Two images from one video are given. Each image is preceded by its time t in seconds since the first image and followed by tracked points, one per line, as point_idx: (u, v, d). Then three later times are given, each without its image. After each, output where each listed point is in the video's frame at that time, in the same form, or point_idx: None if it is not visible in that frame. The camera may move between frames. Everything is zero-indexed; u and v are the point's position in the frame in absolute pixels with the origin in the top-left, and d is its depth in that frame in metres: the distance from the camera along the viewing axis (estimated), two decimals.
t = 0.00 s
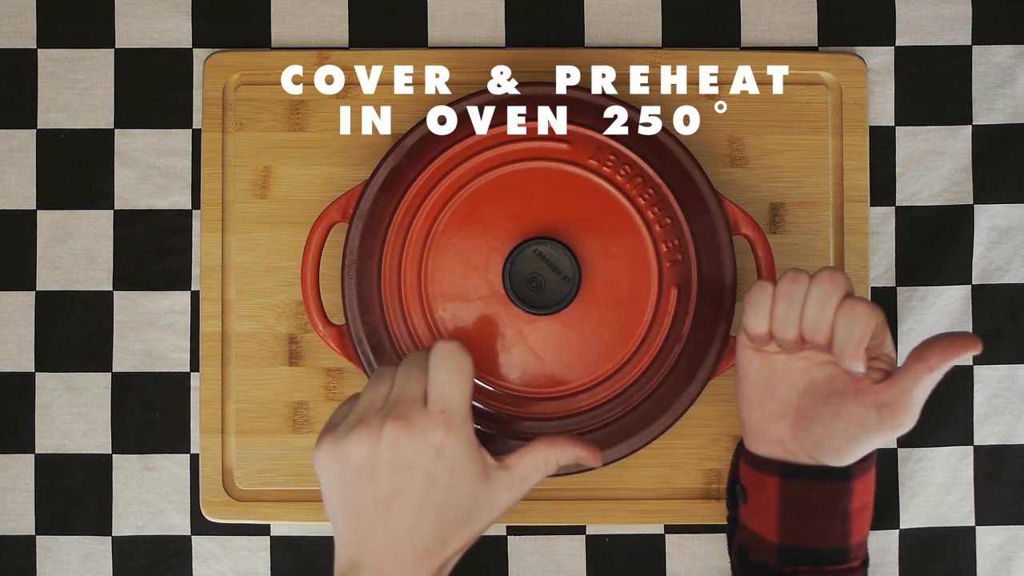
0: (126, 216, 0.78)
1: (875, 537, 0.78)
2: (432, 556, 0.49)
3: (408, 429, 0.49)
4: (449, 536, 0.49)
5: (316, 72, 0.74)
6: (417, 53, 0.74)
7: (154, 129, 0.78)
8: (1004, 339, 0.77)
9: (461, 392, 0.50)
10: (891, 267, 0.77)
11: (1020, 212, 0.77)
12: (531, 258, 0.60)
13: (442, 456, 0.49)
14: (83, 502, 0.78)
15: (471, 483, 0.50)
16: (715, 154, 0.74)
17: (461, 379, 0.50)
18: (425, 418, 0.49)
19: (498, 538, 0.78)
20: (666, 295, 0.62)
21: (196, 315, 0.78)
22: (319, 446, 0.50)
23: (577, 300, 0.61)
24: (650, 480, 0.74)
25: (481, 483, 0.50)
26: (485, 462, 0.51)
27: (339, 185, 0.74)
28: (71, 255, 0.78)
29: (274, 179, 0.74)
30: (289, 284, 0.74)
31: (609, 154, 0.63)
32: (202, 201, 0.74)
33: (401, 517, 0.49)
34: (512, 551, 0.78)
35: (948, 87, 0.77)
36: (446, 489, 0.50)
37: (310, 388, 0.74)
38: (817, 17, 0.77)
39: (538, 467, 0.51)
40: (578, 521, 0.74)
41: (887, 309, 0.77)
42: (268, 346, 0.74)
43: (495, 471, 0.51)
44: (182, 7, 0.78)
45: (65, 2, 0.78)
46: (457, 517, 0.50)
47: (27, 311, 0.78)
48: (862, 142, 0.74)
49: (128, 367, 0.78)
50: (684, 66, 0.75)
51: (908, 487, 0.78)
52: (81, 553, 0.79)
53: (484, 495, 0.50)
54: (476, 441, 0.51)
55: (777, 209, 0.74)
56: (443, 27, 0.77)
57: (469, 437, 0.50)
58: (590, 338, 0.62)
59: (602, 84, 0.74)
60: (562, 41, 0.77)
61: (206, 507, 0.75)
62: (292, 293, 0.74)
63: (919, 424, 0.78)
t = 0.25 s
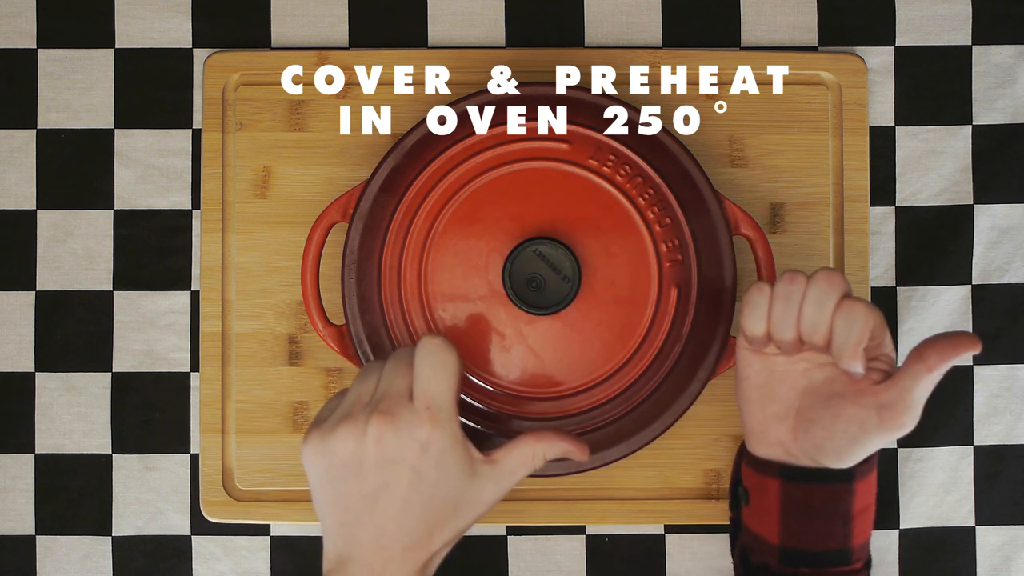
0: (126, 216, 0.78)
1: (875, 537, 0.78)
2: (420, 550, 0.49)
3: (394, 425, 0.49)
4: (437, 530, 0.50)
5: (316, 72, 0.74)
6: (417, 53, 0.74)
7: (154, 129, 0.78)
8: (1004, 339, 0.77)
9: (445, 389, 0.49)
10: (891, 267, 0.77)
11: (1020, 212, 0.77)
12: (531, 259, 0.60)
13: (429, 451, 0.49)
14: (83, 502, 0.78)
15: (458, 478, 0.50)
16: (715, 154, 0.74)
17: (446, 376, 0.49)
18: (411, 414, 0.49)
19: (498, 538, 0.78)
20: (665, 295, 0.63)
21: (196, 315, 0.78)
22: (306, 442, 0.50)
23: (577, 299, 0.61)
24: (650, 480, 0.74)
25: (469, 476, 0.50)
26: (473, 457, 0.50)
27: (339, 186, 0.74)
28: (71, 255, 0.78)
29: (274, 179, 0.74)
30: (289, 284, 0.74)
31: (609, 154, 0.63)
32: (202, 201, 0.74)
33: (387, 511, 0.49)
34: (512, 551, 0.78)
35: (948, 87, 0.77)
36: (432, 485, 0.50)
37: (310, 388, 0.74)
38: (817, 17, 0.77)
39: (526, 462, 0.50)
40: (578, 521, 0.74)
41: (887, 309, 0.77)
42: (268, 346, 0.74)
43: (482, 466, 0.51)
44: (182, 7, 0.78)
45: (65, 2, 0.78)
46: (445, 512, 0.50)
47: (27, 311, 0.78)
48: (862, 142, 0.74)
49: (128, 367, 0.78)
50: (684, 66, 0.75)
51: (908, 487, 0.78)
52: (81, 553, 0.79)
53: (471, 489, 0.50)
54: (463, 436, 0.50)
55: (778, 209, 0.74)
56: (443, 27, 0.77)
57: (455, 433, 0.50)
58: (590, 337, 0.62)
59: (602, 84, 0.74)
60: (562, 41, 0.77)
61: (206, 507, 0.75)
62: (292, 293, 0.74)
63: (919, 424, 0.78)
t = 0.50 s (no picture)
0: (126, 215, 0.78)
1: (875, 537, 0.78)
2: (410, 552, 0.49)
3: (381, 429, 0.49)
4: (427, 532, 0.50)
5: (316, 72, 0.74)
6: (417, 53, 0.74)
7: (154, 129, 0.78)
8: (1004, 339, 0.77)
9: (432, 391, 0.49)
10: (891, 267, 0.77)
11: (1020, 212, 0.77)
12: (532, 260, 0.60)
13: (417, 455, 0.49)
14: (83, 502, 0.78)
15: (446, 481, 0.50)
16: (715, 154, 0.74)
17: (433, 378, 0.49)
18: (399, 417, 0.49)
19: (498, 538, 0.78)
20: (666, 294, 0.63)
21: (196, 315, 0.78)
22: (295, 445, 0.50)
23: (577, 299, 0.61)
24: (650, 480, 0.74)
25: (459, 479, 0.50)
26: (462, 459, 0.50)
27: (339, 186, 0.74)
28: (71, 255, 0.78)
29: (274, 179, 0.74)
30: (289, 284, 0.74)
31: (609, 154, 0.63)
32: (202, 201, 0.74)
33: (376, 514, 0.49)
34: (512, 551, 0.78)
35: (948, 87, 0.77)
36: (421, 488, 0.50)
37: (310, 388, 0.74)
38: (817, 17, 0.77)
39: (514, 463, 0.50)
40: (578, 521, 0.74)
41: (887, 309, 0.77)
42: (268, 346, 0.74)
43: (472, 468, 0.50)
44: (182, 7, 0.78)
45: (65, 2, 0.78)
46: (433, 514, 0.50)
47: (27, 311, 0.78)
48: (862, 142, 0.74)
49: (127, 367, 0.78)
50: (684, 66, 0.75)
51: (908, 487, 0.78)
52: (81, 553, 0.79)
53: (460, 492, 0.50)
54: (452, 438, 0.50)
55: (778, 209, 0.74)
56: (443, 27, 0.77)
57: (443, 435, 0.50)
58: (590, 338, 0.62)
59: (602, 84, 0.74)
60: (562, 41, 0.77)
61: (206, 507, 0.75)
62: (292, 293, 0.74)
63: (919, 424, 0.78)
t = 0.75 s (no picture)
0: (126, 215, 0.78)
1: (875, 537, 0.78)
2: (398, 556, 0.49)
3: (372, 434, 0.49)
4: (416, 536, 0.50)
5: (316, 72, 0.74)
6: (417, 53, 0.74)
7: (154, 129, 0.78)
8: (1004, 339, 0.77)
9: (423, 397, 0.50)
10: (891, 267, 0.77)
11: (1019, 212, 0.77)
12: (532, 259, 0.60)
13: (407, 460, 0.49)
14: (83, 502, 0.78)
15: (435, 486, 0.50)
16: (715, 154, 0.74)
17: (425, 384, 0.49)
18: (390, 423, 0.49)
19: (498, 538, 0.78)
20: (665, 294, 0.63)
21: (196, 315, 0.78)
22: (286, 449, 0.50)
23: (577, 299, 0.61)
24: (649, 480, 0.74)
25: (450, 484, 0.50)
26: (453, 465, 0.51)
27: (339, 186, 0.74)
28: (71, 255, 0.78)
29: (274, 179, 0.74)
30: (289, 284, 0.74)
31: (609, 154, 0.63)
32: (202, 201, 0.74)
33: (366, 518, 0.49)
34: (511, 551, 0.78)
35: (948, 87, 0.77)
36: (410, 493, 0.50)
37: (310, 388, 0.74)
38: (817, 17, 0.77)
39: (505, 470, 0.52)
40: (578, 521, 0.74)
41: (887, 309, 0.77)
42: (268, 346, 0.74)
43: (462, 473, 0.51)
44: (182, 7, 0.78)
45: (65, 2, 0.78)
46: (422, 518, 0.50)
47: (27, 311, 0.78)
48: (861, 142, 0.74)
49: (127, 367, 0.78)
50: (684, 66, 0.75)
51: (908, 487, 0.78)
52: (81, 553, 0.79)
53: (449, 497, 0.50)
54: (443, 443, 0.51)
55: (777, 209, 0.74)
56: (443, 27, 0.77)
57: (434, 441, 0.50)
58: (590, 337, 0.62)
59: (601, 84, 0.74)
60: (562, 41, 0.77)
61: (206, 507, 0.75)
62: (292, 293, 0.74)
63: (919, 424, 0.77)
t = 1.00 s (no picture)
0: (126, 215, 0.78)
1: (875, 537, 0.78)
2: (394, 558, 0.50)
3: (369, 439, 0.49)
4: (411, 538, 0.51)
5: (316, 72, 0.74)
6: (417, 53, 0.74)
7: (154, 128, 0.78)
8: (1004, 339, 0.77)
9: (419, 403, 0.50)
10: (892, 267, 0.77)
11: (1019, 213, 0.77)
12: (532, 259, 0.60)
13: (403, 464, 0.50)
14: (83, 502, 0.78)
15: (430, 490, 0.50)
16: (715, 154, 0.74)
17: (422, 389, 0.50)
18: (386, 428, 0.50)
19: (498, 538, 0.78)
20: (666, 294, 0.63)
21: (196, 315, 0.78)
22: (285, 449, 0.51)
23: (577, 298, 0.61)
24: (649, 480, 0.74)
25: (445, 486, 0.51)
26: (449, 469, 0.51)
27: (339, 186, 0.74)
28: (71, 255, 0.78)
29: (274, 179, 0.74)
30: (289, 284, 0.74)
31: (609, 154, 0.63)
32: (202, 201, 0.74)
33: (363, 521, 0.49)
34: (511, 551, 0.78)
35: (948, 87, 0.77)
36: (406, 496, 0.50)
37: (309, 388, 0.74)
38: (817, 17, 0.77)
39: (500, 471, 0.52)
40: (578, 521, 0.74)
41: (887, 309, 0.77)
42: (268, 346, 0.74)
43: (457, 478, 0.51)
44: (182, 7, 0.78)
45: (65, 2, 0.78)
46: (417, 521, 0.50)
47: (27, 311, 0.78)
48: (862, 142, 0.74)
49: (127, 367, 0.78)
50: (684, 66, 0.75)
51: (908, 487, 0.78)
52: (81, 553, 0.79)
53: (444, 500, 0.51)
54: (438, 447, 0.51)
55: (777, 209, 0.74)
56: (443, 27, 0.77)
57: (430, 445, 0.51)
58: (590, 337, 0.62)
59: (602, 84, 0.74)
60: (562, 41, 0.77)
61: (206, 507, 0.75)
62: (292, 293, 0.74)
63: (919, 424, 0.78)
